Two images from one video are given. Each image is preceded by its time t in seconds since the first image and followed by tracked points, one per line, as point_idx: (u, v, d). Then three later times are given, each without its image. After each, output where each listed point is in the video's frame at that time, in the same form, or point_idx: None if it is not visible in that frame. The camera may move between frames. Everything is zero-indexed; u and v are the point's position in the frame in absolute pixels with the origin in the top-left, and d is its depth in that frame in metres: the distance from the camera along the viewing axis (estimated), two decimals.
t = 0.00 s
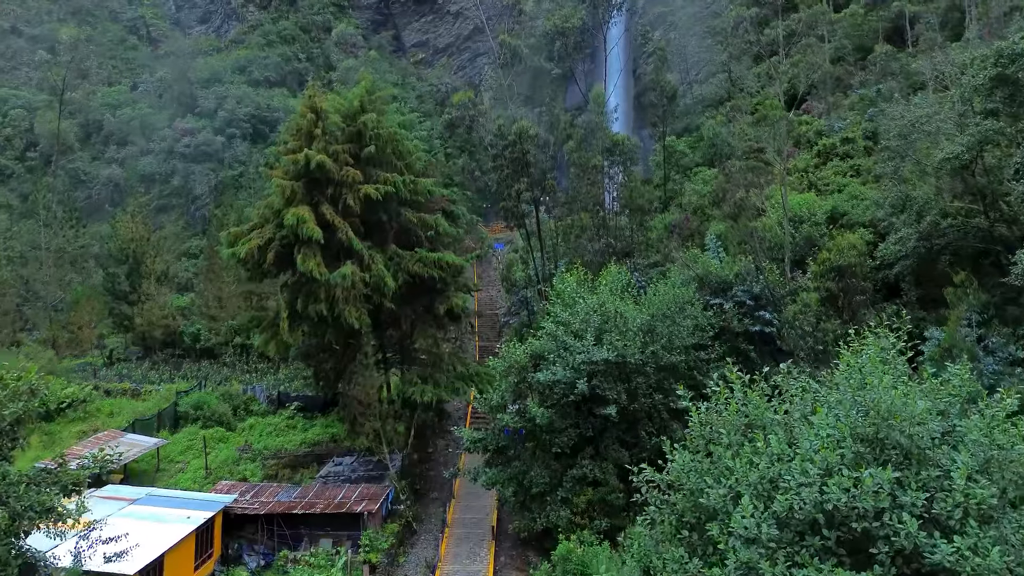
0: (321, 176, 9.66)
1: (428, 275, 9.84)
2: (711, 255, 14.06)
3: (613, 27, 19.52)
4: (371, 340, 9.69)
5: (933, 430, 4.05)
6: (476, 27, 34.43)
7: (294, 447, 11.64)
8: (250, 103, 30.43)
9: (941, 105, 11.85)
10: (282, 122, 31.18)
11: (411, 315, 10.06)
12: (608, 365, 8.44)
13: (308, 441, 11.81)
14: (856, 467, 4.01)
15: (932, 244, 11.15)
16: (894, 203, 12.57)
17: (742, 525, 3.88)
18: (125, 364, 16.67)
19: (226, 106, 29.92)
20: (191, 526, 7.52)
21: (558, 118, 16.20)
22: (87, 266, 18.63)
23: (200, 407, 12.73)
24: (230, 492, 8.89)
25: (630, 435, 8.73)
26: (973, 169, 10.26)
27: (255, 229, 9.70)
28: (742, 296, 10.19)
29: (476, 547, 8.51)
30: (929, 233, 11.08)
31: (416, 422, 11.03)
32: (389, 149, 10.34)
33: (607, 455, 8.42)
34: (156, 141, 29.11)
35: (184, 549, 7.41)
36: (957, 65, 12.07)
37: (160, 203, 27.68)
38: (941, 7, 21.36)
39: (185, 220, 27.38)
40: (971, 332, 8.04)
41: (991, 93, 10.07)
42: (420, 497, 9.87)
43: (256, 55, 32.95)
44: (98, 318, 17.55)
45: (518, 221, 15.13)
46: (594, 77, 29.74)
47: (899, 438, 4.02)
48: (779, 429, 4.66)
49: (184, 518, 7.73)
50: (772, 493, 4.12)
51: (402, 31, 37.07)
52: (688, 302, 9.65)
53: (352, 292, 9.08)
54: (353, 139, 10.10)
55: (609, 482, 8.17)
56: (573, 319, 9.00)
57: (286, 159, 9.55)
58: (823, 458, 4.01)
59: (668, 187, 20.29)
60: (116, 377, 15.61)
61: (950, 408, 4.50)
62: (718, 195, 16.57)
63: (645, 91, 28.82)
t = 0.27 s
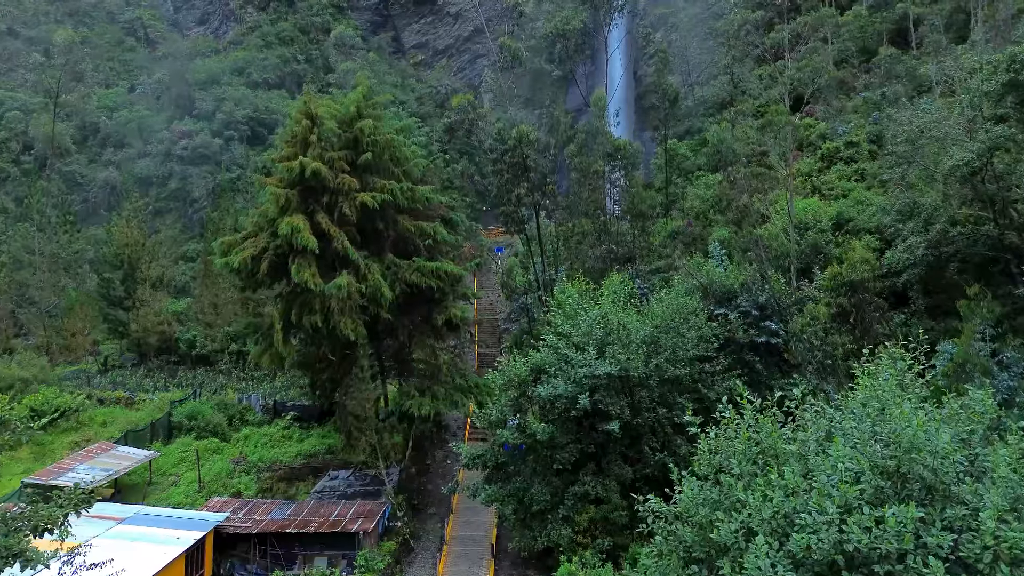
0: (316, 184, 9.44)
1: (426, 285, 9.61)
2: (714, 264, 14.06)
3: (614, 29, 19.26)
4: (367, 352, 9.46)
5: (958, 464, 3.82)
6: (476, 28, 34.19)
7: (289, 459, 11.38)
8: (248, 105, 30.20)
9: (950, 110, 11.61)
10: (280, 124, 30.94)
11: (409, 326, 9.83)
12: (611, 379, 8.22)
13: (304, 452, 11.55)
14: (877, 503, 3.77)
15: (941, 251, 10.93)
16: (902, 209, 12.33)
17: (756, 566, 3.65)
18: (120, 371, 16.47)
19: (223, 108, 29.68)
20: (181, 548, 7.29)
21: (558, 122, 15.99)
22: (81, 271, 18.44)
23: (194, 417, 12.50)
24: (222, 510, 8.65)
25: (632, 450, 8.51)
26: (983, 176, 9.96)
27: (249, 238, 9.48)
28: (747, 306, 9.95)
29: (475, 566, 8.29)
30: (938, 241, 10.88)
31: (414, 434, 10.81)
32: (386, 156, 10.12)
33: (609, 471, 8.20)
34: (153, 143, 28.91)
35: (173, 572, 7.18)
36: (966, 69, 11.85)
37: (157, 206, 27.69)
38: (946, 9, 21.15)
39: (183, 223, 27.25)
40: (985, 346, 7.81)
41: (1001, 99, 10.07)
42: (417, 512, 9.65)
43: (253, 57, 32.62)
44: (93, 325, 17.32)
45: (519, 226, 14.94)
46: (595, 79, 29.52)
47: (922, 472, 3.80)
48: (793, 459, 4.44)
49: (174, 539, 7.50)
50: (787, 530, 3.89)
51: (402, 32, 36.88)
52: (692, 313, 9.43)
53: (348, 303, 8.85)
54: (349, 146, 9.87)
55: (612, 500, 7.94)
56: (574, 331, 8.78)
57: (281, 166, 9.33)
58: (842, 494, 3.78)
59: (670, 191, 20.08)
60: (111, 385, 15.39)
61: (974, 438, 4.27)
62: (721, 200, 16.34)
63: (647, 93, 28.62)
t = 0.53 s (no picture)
0: (312, 193, 9.23)
1: (424, 296, 9.39)
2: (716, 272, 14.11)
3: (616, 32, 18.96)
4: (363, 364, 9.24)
5: (986, 503, 3.58)
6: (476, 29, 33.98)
7: (284, 471, 11.12)
8: (246, 107, 29.97)
9: (958, 115, 11.41)
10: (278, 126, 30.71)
11: (406, 338, 9.62)
12: (613, 395, 8.01)
13: (299, 464, 11.28)
14: (900, 545, 3.55)
15: (950, 260, 10.74)
16: (909, 216, 12.12)
17: None
18: (115, 379, 16.26)
19: (221, 110, 29.48)
20: (170, 571, 7.07)
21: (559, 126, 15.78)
22: (76, 276, 18.24)
23: (188, 428, 12.27)
24: (214, 528, 8.43)
25: (635, 466, 8.30)
26: (994, 183, 9.73)
27: (242, 247, 9.26)
28: (752, 316, 9.75)
29: None
30: (947, 249, 10.71)
31: (411, 446, 10.58)
32: (384, 163, 9.91)
33: (612, 488, 7.99)
34: (151, 146, 28.71)
35: None
36: (975, 74, 11.65)
37: (155, 210, 27.47)
38: (951, 11, 20.96)
39: (180, 226, 27.08)
40: (998, 361, 7.59)
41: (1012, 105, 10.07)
42: (415, 528, 9.43)
43: (252, 59, 32.41)
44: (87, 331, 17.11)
45: (518, 232, 14.79)
46: (595, 81, 29.33)
47: (947, 511, 3.57)
48: (809, 494, 4.22)
49: (163, 561, 7.27)
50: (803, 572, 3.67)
51: (401, 33, 36.67)
52: (697, 324, 9.24)
53: (344, 315, 8.64)
54: (346, 153, 9.65)
55: (614, 518, 7.72)
56: (576, 344, 8.57)
57: (275, 174, 9.11)
58: (862, 535, 3.56)
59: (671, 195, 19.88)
60: (105, 393, 15.18)
61: (1001, 472, 4.04)
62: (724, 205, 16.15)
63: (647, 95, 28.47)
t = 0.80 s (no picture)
0: (307, 201, 9.02)
1: (422, 306, 9.18)
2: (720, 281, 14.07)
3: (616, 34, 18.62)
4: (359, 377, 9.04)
5: (1014, 545, 3.37)
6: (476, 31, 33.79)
7: (280, 483, 10.90)
8: (244, 110, 29.76)
9: (967, 121, 11.23)
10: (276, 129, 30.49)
11: (404, 349, 9.41)
12: (616, 410, 7.80)
13: (295, 477, 11.05)
14: None
15: (958, 269, 10.51)
16: (916, 223, 11.91)
17: None
18: (109, 386, 16.07)
19: (220, 112, 29.29)
20: None
21: (560, 131, 15.60)
22: (71, 281, 18.05)
23: (182, 439, 12.06)
24: (206, 548, 8.21)
25: (638, 483, 8.08)
26: (1004, 192, 9.54)
27: (236, 257, 9.05)
28: (757, 328, 9.55)
29: None
30: (955, 259, 10.47)
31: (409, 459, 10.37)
32: (381, 171, 9.71)
33: (614, 506, 7.76)
34: (148, 148, 28.51)
35: None
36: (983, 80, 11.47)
37: (153, 212, 27.25)
38: (955, 14, 20.81)
39: (177, 229, 26.90)
40: (1013, 377, 7.40)
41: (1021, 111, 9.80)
42: (413, 544, 9.22)
43: (251, 60, 32.28)
44: (82, 337, 16.90)
45: (519, 238, 14.64)
46: (596, 84, 29.14)
47: (972, 553, 3.35)
48: (825, 531, 4.02)
49: None
50: None
51: (401, 35, 36.47)
52: (701, 336, 9.05)
53: (339, 328, 8.43)
54: (342, 160, 9.44)
55: (617, 537, 7.48)
56: (577, 358, 8.38)
57: (270, 183, 8.91)
58: None
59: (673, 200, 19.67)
60: (99, 401, 14.97)
61: None
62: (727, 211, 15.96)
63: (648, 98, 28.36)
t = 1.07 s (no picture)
0: (303, 211, 8.83)
1: (420, 319, 8.99)
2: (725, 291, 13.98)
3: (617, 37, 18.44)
4: (355, 391, 8.84)
5: None
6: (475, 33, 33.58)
7: (275, 497, 10.70)
8: (242, 112, 29.56)
9: (974, 128, 11.06)
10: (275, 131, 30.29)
11: (401, 362, 9.21)
12: (618, 427, 7.61)
13: (291, 489, 10.85)
14: None
15: (966, 279, 10.25)
16: (923, 231, 11.72)
17: None
18: (104, 394, 15.88)
19: (218, 114, 29.09)
20: None
21: (561, 135, 15.40)
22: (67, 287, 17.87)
23: (176, 450, 11.86)
24: (197, 568, 8.00)
25: (641, 500, 7.89)
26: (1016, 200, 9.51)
27: (229, 268, 8.86)
28: (762, 340, 9.35)
29: None
30: (964, 268, 10.21)
31: (407, 471, 10.18)
32: (378, 180, 9.52)
33: (617, 525, 7.57)
34: (146, 151, 28.33)
35: None
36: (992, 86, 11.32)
37: (151, 215, 27.14)
38: (959, 16, 20.63)
39: (175, 232, 26.74)
40: None
41: None
42: (410, 561, 8.99)
43: (249, 62, 32.09)
44: (77, 344, 16.71)
45: (519, 244, 14.49)
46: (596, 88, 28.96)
47: None
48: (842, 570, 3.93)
49: None
50: None
51: (400, 37, 36.24)
52: (706, 349, 8.87)
53: (335, 341, 8.24)
54: (338, 168, 9.26)
55: (620, 558, 7.29)
56: (579, 372, 8.20)
57: (264, 192, 8.72)
58: None
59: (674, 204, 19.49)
60: (93, 410, 14.76)
61: None
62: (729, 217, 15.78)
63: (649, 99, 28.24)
